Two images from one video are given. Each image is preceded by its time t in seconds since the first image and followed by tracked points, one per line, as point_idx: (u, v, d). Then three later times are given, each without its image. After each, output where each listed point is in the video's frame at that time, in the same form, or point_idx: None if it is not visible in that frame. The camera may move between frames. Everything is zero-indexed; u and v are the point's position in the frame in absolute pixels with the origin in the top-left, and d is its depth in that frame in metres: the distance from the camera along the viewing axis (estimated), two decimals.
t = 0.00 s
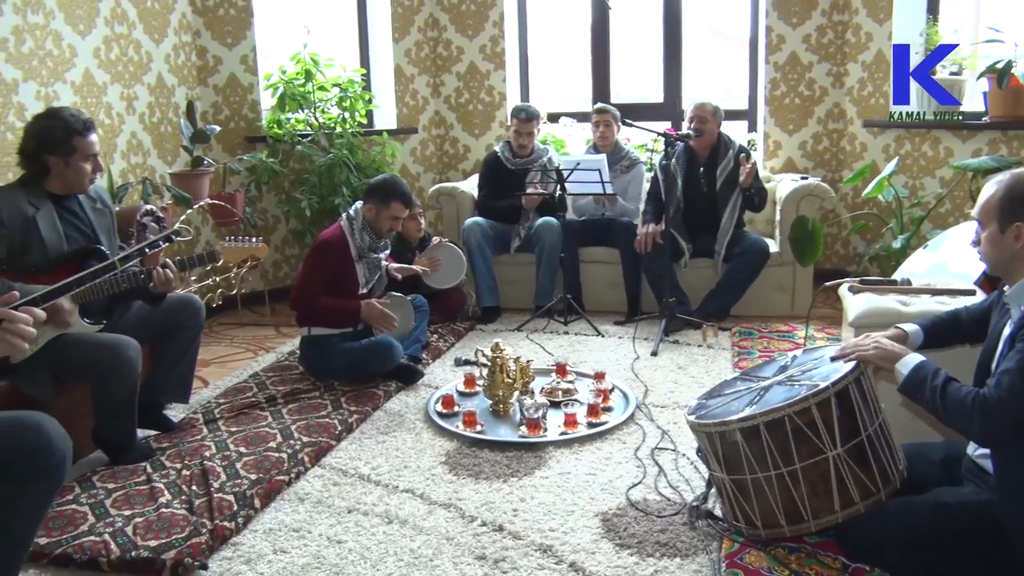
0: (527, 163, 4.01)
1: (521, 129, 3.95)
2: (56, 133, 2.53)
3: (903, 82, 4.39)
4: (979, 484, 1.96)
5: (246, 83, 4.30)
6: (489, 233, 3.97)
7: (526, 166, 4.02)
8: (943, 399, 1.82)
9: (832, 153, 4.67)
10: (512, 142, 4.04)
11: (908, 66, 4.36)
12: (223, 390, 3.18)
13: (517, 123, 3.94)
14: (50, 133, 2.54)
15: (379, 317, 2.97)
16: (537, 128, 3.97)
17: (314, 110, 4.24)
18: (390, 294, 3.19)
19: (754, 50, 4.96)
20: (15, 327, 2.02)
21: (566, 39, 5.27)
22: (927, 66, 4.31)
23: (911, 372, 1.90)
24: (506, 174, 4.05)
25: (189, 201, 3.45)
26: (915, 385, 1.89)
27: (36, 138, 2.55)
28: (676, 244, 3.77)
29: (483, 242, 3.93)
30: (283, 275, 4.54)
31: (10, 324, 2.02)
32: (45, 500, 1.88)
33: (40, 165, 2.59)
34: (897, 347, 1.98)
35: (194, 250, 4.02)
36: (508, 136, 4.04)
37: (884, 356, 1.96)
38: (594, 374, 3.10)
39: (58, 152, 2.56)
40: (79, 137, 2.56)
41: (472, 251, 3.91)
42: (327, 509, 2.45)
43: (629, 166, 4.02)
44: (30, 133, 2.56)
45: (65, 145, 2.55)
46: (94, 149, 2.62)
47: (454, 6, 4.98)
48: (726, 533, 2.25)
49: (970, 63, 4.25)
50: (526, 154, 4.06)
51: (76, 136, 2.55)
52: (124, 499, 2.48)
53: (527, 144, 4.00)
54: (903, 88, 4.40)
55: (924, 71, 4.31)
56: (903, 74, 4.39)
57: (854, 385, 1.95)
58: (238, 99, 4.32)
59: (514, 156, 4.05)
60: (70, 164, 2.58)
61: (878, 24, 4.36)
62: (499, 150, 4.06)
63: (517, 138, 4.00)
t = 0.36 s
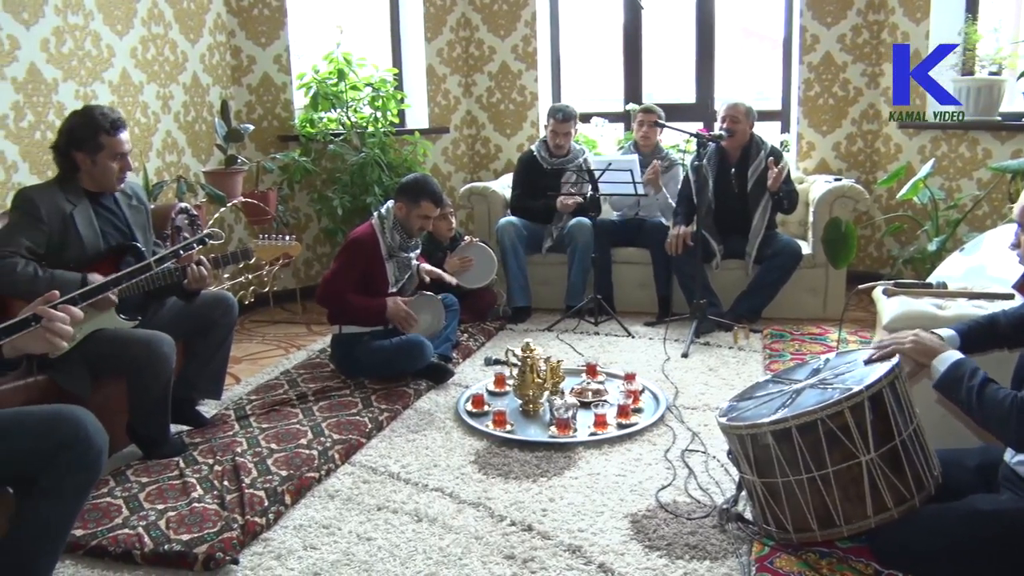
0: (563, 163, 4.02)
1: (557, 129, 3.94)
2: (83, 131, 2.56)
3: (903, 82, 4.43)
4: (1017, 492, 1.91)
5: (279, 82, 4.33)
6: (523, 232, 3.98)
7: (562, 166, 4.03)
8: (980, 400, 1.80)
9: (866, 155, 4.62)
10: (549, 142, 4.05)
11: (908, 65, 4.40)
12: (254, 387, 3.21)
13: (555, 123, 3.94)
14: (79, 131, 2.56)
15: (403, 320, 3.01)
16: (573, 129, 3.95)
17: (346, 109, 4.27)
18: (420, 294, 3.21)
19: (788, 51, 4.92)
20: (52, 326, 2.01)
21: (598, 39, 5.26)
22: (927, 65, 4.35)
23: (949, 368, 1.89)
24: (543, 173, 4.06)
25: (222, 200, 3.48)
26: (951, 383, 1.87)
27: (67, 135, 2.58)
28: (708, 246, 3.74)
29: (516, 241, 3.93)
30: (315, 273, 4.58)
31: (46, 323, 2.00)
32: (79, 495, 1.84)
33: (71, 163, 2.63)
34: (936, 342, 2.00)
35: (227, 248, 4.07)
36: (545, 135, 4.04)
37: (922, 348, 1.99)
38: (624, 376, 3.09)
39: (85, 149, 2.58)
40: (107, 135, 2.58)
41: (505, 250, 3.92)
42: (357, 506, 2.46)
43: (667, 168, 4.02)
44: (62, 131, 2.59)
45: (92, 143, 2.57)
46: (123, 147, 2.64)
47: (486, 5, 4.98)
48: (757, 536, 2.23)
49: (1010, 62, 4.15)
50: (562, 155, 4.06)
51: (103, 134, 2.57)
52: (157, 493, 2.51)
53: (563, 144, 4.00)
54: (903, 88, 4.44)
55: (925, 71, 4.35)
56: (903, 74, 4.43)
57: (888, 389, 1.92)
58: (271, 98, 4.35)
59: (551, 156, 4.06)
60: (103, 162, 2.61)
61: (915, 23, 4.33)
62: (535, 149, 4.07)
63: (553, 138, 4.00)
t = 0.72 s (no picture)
0: (589, 162, 4.01)
1: (575, 130, 3.92)
2: (129, 129, 2.59)
3: (903, 82, 4.50)
4: None
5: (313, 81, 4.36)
6: (553, 232, 3.98)
7: (588, 165, 4.02)
8: None
9: (902, 156, 4.57)
10: (572, 141, 4.03)
11: (908, 65, 4.47)
12: (286, 384, 3.24)
13: (571, 125, 3.91)
14: (125, 129, 2.60)
15: (440, 316, 2.98)
16: (593, 127, 3.92)
17: (379, 109, 4.29)
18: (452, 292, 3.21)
19: (823, 51, 4.89)
20: (88, 317, 1.95)
21: (631, 39, 5.25)
22: (926, 66, 4.42)
23: (983, 390, 1.83)
24: (567, 173, 4.07)
25: (255, 197, 3.52)
26: (988, 403, 1.83)
27: (110, 133, 2.62)
28: (740, 247, 3.72)
29: (546, 241, 3.94)
30: (347, 271, 4.61)
31: (82, 313, 1.94)
32: (114, 492, 1.79)
33: (114, 159, 2.67)
34: (964, 359, 1.91)
35: (261, 245, 4.12)
36: (567, 136, 4.03)
37: (954, 369, 1.89)
38: (655, 377, 3.08)
39: (130, 147, 2.62)
40: (152, 135, 2.62)
41: (535, 250, 3.93)
42: (388, 504, 2.47)
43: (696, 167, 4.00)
44: (107, 127, 2.62)
45: (137, 142, 2.60)
46: (165, 147, 2.68)
47: (520, 5, 4.99)
48: (788, 540, 2.21)
49: None
50: (587, 153, 4.05)
51: (148, 134, 2.61)
52: (191, 487, 2.54)
53: (586, 143, 3.98)
54: (903, 89, 4.51)
55: (925, 72, 4.43)
56: (903, 74, 4.50)
57: (924, 394, 1.90)
58: (305, 97, 4.40)
59: (575, 156, 4.05)
60: (148, 162, 2.66)
61: (954, 22, 4.26)
62: (561, 151, 4.08)
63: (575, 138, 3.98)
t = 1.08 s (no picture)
0: (607, 163, 3.99)
1: (583, 136, 3.92)
2: (164, 128, 2.61)
3: (903, 82, 4.50)
4: None
5: (347, 81, 4.39)
6: (584, 232, 3.97)
7: (608, 165, 4.00)
8: None
9: (940, 157, 4.51)
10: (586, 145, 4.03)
11: (908, 65, 4.47)
12: (318, 382, 3.27)
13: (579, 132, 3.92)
14: (160, 128, 2.62)
15: (467, 319, 3.04)
16: (601, 131, 3.91)
17: (412, 108, 4.31)
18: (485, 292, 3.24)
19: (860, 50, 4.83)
20: (120, 307, 1.86)
21: (664, 39, 5.23)
22: (927, 65, 4.46)
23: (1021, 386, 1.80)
24: (590, 176, 4.06)
25: (288, 195, 3.54)
26: None
27: (149, 131, 2.65)
28: (773, 249, 3.69)
29: (577, 241, 3.93)
30: (379, 270, 4.64)
31: (114, 303, 1.85)
32: (150, 484, 1.81)
33: (150, 159, 2.70)
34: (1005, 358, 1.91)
35: (293, 243, 4.16)
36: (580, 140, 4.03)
37: (993, 367, 1.89)
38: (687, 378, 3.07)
39: (165, 146, 2.64)
40: (186, 135, 2.63)
41: (566, 250, 3.93)
42: (418, 502, 2.48)
43: (719, 164, 3.96)
44: (145, 127, 2.65)
45: (171, 141, 2.62)
46: (200, 148, 2.68)
47: (553, 5, 4.98)
48: (821, 545, 2.19)
49: None
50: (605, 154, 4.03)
51: (182, 133, 2.62)
52: (224, 482, 2.57)
53: (599, 146, 3.97)
54: (903, 88, 4.51)
55: (925, 72, 4.47)
56: (903, 74, 4.50)
57: (962, 399, 1.86)
58: (339, 96, 4.42)
59: (593, 158, 4.04)
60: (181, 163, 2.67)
61: (996, 21, 4.22)
62: (579, 155, 4.07)
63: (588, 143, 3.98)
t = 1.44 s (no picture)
0: (636, 163, 3.99)
1: (611, 136, 3.94)
2: (199, 128, 2.64)
3: (903, 82, 4.55)
4: None
5: (379, 80, 4.41)
6: (615, 233, 3.97)
7: (636, 166, 4.00)
8: None
9: (977, 159, 4.45)
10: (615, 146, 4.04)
11: (908, 65, 4.51)
12: (349, 379, 3.30)
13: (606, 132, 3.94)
14: (195, 127, 2.65)
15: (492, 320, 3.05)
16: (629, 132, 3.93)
17: (443, 108, 4.32)
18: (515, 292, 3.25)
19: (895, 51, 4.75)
20: (156, 306, 1.82)
21: (696, 39, 5.21)
22: (926, 66, 4.45)
23: None
24: (619, 176, 4.07)
25: (320, 196, 3.61)
26: None
27: (184, 130, 2.67)
28: (805, 250, 3.66)
29: (608, 241, 3.93)
30: (409, 269, 4.66)
31: (151, 303, 1.81)
32: (182, 479, 1.83)
33: (184, 157, 2.72)
34: None
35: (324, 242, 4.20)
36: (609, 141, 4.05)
37: None
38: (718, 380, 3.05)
39: (197, 145, 2.67)
40: (219, 134, 2.65)
41: (597, 250, 3.92)
42: (447, 501, 2.49)
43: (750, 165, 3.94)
44: (181, 125, 2.68)
45: (205, 140, 2.65)
46: (234, 148, 2.70)
47: (585, 5, 4.98)
48: (852, 550, 2.16)
49: None
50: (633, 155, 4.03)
51: (216, 133, 2.64)
52: (255, 478, 2.59)
53: (628, 147, 3.98)
54: (904, 88, 4.56)
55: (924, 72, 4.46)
56: (904, 74, 4.55)
57: (1000, 405, 1.82)
58: (371, 96, 4.44)
59: (621, 159, 4.04)
60: (213, 162, 2.69)
61: None
62: (608, 156, 4.08)
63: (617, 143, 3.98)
